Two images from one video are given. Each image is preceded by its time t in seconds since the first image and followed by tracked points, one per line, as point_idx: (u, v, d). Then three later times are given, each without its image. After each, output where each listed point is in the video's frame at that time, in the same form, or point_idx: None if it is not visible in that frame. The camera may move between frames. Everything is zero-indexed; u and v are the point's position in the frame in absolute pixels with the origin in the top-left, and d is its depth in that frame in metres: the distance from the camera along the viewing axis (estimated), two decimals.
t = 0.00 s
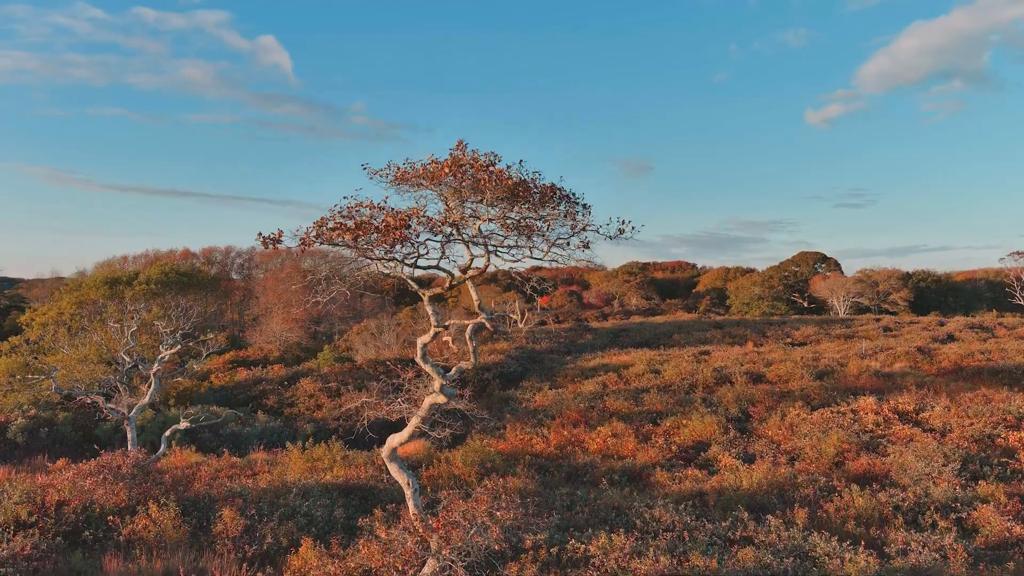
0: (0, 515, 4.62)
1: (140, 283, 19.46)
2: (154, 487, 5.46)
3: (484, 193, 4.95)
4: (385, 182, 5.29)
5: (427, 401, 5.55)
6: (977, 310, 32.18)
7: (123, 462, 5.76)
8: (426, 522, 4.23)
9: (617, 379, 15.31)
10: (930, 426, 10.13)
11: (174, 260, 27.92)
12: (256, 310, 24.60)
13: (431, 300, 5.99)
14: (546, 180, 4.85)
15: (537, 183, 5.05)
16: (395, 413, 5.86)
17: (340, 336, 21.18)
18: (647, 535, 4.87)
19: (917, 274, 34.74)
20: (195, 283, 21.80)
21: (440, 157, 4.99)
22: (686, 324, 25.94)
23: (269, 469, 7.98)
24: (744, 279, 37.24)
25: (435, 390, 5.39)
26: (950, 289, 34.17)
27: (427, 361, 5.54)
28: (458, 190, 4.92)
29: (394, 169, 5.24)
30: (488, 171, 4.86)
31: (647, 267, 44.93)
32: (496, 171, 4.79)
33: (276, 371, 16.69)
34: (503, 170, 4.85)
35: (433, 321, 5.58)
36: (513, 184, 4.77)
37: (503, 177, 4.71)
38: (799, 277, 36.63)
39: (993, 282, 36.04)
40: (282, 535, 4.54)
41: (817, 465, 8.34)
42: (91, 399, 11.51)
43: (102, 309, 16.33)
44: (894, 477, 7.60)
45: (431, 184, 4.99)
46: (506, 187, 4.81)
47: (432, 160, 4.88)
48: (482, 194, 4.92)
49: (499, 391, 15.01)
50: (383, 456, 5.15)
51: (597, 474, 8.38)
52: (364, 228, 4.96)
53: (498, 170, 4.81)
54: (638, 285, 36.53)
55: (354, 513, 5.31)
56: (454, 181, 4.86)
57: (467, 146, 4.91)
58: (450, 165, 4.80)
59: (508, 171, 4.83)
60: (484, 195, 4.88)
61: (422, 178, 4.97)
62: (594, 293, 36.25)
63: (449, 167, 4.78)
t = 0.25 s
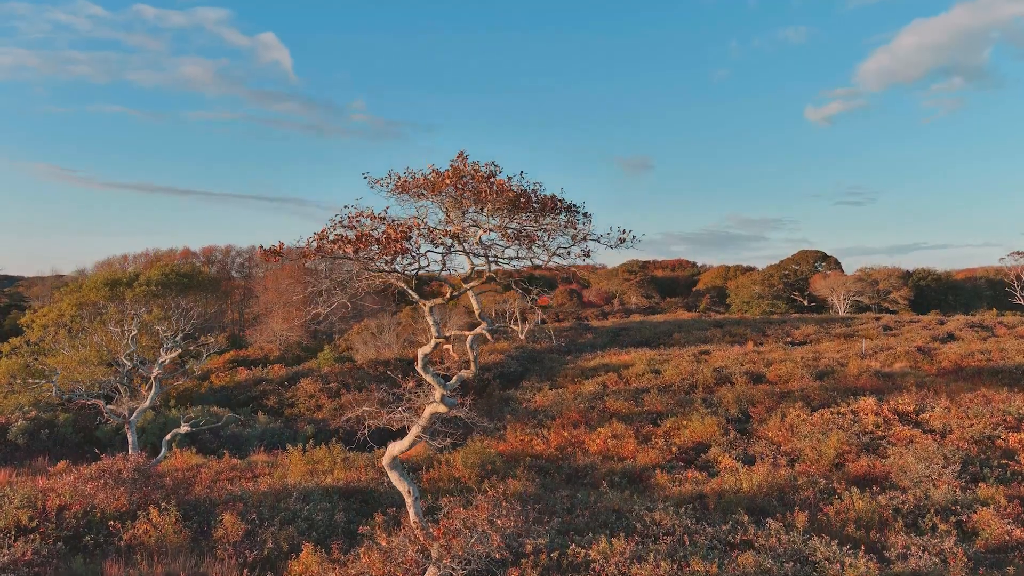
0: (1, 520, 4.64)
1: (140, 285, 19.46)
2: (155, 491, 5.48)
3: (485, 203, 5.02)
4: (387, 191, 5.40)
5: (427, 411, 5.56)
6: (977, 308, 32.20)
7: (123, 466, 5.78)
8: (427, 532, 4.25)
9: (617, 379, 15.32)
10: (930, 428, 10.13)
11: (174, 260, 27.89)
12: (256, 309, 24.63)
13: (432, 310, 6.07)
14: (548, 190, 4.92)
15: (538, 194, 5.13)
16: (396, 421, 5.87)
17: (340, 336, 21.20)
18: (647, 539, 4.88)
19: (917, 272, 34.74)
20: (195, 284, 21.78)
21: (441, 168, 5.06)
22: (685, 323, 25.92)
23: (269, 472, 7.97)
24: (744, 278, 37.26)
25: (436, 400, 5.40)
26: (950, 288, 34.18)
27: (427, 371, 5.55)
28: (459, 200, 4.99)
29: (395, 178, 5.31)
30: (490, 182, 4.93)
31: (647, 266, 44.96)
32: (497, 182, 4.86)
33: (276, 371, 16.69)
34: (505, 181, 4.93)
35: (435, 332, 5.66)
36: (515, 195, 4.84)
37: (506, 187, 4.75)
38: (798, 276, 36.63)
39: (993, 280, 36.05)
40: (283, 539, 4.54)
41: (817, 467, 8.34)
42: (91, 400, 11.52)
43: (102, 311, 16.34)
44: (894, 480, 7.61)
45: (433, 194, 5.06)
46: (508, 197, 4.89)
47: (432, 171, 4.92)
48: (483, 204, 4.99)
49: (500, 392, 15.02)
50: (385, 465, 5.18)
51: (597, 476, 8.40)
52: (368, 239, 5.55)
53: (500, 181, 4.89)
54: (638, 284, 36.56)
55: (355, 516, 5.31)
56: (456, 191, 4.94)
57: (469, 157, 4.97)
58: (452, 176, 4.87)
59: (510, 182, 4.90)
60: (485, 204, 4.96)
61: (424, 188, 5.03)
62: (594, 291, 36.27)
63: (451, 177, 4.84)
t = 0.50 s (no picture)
0: (3, 522, 4.65)
1: (140, 284, 19.45)
2: (155, 494, 5.49)
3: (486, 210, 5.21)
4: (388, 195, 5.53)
5: (428, 417, 5.55)
6: (977, 305, 32.23)
7: (124, 469, 5.79)
8: (429, 539, 4.24)
9: (617, 377, 15.32)
10: (930, 427, 10.14)
11: (174, 258, 27.88)
12: (257, 306, 24.64)
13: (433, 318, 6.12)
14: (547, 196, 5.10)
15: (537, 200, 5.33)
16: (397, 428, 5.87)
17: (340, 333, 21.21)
18: (647, 541, 4.88)
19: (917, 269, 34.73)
20: (195, 283, 21.77)
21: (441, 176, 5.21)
22: (685, 320, 25.93)
23: (270, 472, 7.98)
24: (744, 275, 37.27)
25: (438, 407, 5.39)
26: (950, 285, 34.20)
27: (429, 379, 5.54)
28: (461, 208, 5.13)
29: (395, 185, 5.45)
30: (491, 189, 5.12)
31: (647, 262, 44.94)
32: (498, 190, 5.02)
33: (276, 369, 16.69)
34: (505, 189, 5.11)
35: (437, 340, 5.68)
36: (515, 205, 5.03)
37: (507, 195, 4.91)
38: (798, 274, 36.65)
39: (993, 277, 36.06)
40: (283, 542, 4.54)
41: (817, 467, 8.35)
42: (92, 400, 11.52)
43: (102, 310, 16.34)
44: (893, 480, 7.62)
45: (434, 202, 5.23)
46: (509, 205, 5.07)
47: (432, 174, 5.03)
48: (484, 212, 5.15)
49: (500, 390, 15.04)
50: (385, 469, 5.14)
51: (597, 476, 8.41)
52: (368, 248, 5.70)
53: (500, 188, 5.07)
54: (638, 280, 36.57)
55: (356, 519, 5.31)
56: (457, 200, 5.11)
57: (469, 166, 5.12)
58: (453, 186, 5.03)
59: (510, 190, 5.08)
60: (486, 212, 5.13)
61: (424, 197, 5.21)
62: (594, 288, 36.30)
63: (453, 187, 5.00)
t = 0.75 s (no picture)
0: (4, 524, 4.68)
1: (140, 282, 19.43)
2: (157, 494, 5.51)
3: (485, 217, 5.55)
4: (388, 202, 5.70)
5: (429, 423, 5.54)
6: (977, 301, 32.22)
7: (125, 469, 5.81)
8: (429, 542, 4.24)
9: (617, 374, 15.34)
10: (929, 424, 10.16)
11: (174, 254, 27.84)
12: (257, 302, 24.65)
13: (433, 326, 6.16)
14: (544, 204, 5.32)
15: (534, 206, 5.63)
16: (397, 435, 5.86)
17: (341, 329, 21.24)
18: (647, 541, 4.89)
19: (917, 265, 34.74)
20: (195, 281, 21.74)
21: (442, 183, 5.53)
22: (685, 315, 25.93)
23: (271, 471, 7.99)
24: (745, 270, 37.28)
25: (438, 413, 5.37)
26: (950, 280, 34.21)
27: (429, 386, 5.52)
28: (461, 214, 5.49)
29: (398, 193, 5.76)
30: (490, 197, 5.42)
31: (647, 257, 44.96)
32: (496, 199, 5.33)
33: (277, 366, 16.70)
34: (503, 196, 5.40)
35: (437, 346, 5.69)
36: (513, 210, 5.32)
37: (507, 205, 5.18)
38: (798, 269, 36.65)
39: (993, 272, 36.07)
40: (284, 543, 4.56)
41: (817, 465, 8.37)
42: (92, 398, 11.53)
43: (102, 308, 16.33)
44: (893, 478, 7.64)
45: (435, 209, 5.60)
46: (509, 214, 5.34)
47: (432, 178, 5.30)
48: (483, 219, 5.47)
49: (500, 387, 15.06)
50: (386, 474, 5.11)
51: (598, 474, 8.43)
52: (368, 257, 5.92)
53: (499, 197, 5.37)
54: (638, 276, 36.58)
55: (356, 519, 5.32)
56: (457, 207, 5.47)
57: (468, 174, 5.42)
58: (453, 194, 5.37)
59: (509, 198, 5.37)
60: (485, 220, 5.44)
61: (426, 202, 5.53)
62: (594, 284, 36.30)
63: (453, 196, 5.34)
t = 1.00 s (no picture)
0: (5, 523, 4.70)
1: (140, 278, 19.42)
2: (158, 492, 5.54)
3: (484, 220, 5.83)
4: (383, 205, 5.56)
5: (429, 426, 5.53)
6: (977, 294, 32.20)
7: (126, 468, 5.83)
8: (430, 544, 4.24)
9: (617, 369, 15.35)
10: (929, 420, 10.17)
11: (174, 249, 27.79)
12: (257, 297, 24.67)
13: (433, 331, 6.17)
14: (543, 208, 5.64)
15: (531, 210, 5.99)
16: (396, 438, 5.84)
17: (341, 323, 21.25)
18: (647, 539, 4.91)
19: (917, 258, 34.72)
20: (195, 277, 21.72)
21: (442, 187, 5.75)
22: (685, 309, 25.94)
23: (272, 468, 8.01)
24: (745, 263, 37.26)
25: (438, 416, 5.37)
26: (950, 274, 34.22)
27: (430, 391, 5.51)
28: (461, 218, 5.74)
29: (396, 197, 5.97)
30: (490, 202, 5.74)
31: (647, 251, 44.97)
32: (496, 205, 5.65)
33: (277, 361, 16.72)
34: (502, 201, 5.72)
35: (438, 350, 5.69)
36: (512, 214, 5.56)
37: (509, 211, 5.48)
38: (798, 263, 36.62)
39: (993, 265, 36.05)
40: (285, 541, 4.57)
41: (816, 461, 8.39)
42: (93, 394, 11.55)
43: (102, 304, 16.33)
44: (892, 475, 7.65)
45: (435, 213, 5.78)
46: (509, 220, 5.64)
47: (431, 178, 5.33)
48: (482, 222, 5.72)
49: (500, 381, 15.09)
50: (386, 476, 5.10)
51: (598, 470, 8.45)
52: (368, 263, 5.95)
53: (498, 202, 5.69)
54: (638, 269, 36.74)
55: (357, 517, 5.33)
56: (457, 212, 5.73)
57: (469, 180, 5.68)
58: (454, 200, 5.62)
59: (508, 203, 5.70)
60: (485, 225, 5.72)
61: (426, 207, 5.75)
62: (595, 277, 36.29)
63: (455, 201, 5.59)
